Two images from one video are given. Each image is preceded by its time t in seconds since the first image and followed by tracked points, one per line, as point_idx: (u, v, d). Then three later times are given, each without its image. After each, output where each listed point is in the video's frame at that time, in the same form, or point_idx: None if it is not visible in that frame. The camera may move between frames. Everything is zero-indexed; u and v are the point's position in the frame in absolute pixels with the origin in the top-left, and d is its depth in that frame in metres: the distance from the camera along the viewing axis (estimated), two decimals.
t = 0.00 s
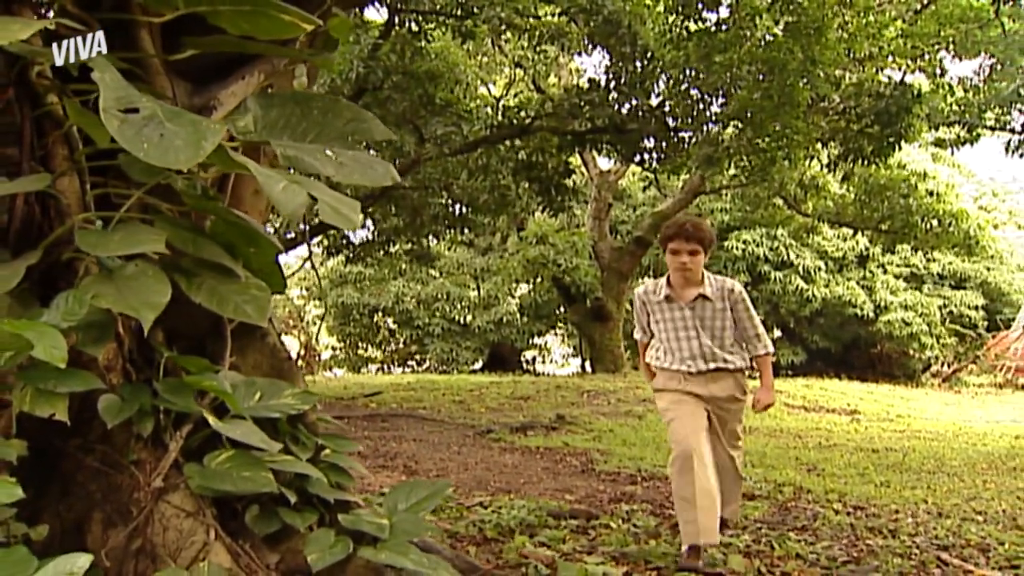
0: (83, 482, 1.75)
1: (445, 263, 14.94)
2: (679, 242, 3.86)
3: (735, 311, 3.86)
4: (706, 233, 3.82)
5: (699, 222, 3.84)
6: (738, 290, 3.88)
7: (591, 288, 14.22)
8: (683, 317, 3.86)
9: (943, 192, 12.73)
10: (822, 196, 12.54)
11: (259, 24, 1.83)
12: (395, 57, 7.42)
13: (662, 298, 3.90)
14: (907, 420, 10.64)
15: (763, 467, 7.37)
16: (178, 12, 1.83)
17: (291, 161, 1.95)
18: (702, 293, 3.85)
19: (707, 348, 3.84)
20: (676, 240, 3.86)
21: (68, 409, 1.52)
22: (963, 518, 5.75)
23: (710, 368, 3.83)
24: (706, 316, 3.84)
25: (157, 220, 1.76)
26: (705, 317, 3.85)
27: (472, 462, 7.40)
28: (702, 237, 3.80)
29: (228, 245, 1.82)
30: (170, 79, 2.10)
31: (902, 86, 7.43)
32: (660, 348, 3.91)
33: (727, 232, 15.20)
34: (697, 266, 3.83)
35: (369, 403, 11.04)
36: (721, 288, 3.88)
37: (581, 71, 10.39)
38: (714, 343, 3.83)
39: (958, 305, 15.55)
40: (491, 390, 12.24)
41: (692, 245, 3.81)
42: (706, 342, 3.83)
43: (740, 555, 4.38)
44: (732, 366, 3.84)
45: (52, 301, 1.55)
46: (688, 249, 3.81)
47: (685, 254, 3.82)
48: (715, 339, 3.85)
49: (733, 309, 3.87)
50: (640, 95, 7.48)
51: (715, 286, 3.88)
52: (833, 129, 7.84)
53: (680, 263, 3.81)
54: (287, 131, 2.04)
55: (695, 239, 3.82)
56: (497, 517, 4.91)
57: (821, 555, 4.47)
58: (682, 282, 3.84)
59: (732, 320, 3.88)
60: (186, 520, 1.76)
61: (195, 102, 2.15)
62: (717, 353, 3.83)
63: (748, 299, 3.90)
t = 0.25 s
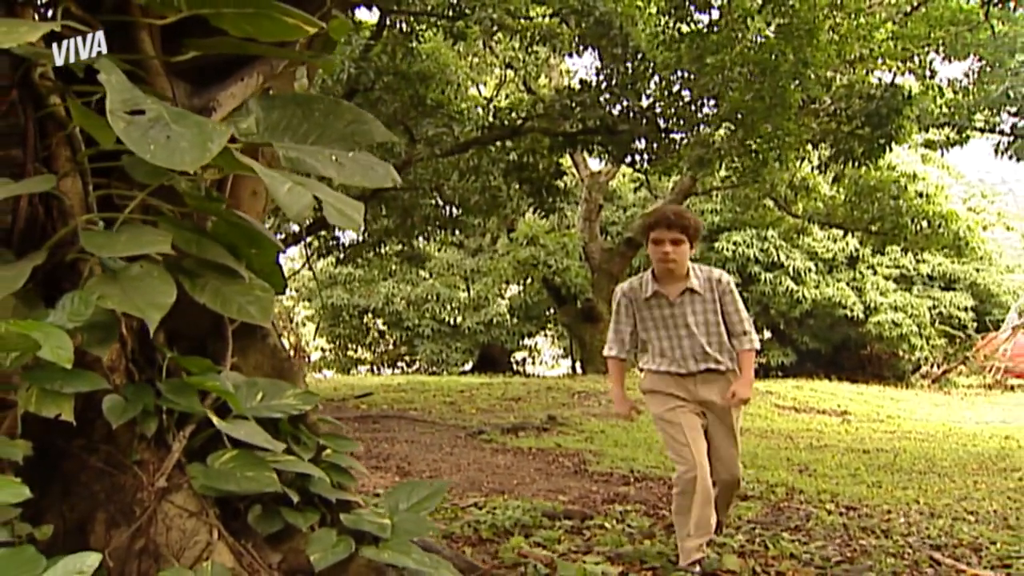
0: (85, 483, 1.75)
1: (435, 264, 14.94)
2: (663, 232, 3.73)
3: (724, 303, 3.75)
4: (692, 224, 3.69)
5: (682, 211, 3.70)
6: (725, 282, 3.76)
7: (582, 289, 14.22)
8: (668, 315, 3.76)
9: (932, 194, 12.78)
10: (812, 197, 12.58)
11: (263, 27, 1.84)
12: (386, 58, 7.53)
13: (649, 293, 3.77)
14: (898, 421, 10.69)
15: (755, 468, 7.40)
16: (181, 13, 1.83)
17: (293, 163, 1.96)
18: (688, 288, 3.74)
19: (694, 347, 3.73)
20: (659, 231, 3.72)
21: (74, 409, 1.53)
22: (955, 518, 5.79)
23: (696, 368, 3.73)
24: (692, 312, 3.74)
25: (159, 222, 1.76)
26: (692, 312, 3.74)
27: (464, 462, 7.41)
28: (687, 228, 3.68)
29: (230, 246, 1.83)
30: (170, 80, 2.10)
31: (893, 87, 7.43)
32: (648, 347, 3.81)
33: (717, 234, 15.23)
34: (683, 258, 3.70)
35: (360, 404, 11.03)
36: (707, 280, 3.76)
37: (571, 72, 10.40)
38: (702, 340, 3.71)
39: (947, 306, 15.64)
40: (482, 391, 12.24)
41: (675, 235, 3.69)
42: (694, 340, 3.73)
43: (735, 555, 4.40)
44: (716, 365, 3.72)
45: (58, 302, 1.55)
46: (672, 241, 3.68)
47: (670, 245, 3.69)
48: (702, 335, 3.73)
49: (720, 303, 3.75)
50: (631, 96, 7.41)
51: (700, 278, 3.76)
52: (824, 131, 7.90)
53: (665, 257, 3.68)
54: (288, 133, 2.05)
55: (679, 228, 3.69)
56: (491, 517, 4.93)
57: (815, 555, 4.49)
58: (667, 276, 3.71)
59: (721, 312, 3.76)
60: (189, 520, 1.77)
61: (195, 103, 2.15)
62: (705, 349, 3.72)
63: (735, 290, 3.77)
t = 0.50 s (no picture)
0: (90, 484, 1.76)
1: (425, 267, 14.95)
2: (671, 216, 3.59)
3: (725, 294, 3.63)
4: (703, 209, 3.56)
5: (696, 193, 3.56)
6: (730, 274, 3.64)
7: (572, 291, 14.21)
8: (667, 302, 3.60)
9: (922, 197, 12.85)
10: (802, 200, 12.63)
11: (269, 30, 1.85)
12: (378, 60, 7.56)
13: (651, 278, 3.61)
14: (888, 423, 10.74)
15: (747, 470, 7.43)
16: (186, 17, 1.84)
17: (296, 166, 1.98)
18: (691, 276, 3.59)
19: (688, 338, 3.59)
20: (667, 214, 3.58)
21: (82, 410, 1.54)
22: (946, 519, 5.83)
23: (686, 360, 3.59)
24: (694, 301, 3.58)
25: (163, 224, 1.77)
26: (693, 302, 3.59)
27: (457, 465, 7.43)
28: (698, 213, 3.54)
29: (233, 247, 1.84)
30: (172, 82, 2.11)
31: (884, 91, 7.42)
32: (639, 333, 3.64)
33: (707, 237, 15.26)
34: (690, 245, 3.57)
35: (350, 407, 11.00)
36: (711, 270, 3.63)
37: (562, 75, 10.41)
38: (700, 332, 3.58)
39: (937, 309, 15.73)
40: (472, 393, 12.24)
41: (686, 219, 3.55)
42: (690, 331, 3.58)
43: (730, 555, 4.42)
44: (710, 357, 3.59)
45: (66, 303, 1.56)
46: (683, 224, 3.54)
47: (679, 229, 3.54)
48: (698, 327, 3.59)
49: (723, 296, 3.63)
50: (622, 98, 7.64)
51: (705, 267, 3.62)
52: (814, 134, 7.92)
53: (673, 242, 3.53)
54: (291, 136, 2.07)
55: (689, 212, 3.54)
56: (486, 519, 4.94)
57: (809, 556, 4.52)
58: (673, 261, 3.57)
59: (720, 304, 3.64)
60: (194, 520, 1.78)
61: (196, 105, 2.16)
62: (700, 340, 3.59)
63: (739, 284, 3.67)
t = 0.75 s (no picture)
0: (96, 484, 1.77)
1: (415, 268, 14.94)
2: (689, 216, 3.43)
3: (741, 302, 3.45)
4: (723, 210, 3.41)
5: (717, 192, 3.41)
6: (748, 281, 3.46)
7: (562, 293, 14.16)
8: (678, 306, 3.44)
9: (912, 198, 12.90)
10: (792, 201, 12.65)
11: (272, 34, 1.86)
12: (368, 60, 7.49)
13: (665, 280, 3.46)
14: (878, 425, 10.78)
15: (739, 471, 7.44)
16: (191, 19, 1.85)
17: (301, 168, 1.99)
18: (705, 279, 3.43)
19: (696, 346, 3.41)
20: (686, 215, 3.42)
21: (91, 410, 1.54)
22: (940, 520, 5.86)
23: (693, 369, 3.41)
24: (705, 306, 3.42)
25: (169, 225, 1.77)
26: (705, 307, 3.42)
27: (450, 467, 7.44)
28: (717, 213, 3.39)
29: (238, 249, 1.84)
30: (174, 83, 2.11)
31: (875, 92, 7.43)
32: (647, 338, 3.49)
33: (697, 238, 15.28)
34: (707, 246, 3.41)
35: (340, 409, 10.97)
36: (729, 274, 3.45)
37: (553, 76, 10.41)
38: (709, 338, 3.40)
39: (927, 310, 15.80)
40: (463, 395, 12.23)
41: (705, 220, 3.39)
42: (699, 337, 3.41)
43: (725, 556, 4.44)
44: (720, 367, 3.39)
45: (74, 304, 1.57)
46: (700, 224, 3.39)
47: (696, 229, 3.40)
48: (708, 335, 3.41)
49: (737, 304, 3.45)
50: (614, 99, 7.56)
51: (722, 271, 3.45)
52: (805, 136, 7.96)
53: (689, 242, 3.38)
54: (295, 138, 2.08)
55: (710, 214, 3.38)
56: (482, 520, 4.95)
57: (803, 556, 4.55)
58: (688, 262, 3.41)
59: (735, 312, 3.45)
60: (199, 520, 1.78)
61: (197, 107, 2.16)
62: (709, 348, 3.40)
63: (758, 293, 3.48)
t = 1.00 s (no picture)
0: (102, 485, 1.77)
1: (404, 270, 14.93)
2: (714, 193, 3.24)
3: (777, 289, 3.20)
4: (753, 189, 3.21)
5: (746, 169, 3.22)
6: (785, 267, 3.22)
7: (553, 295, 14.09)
8: (709, 294, 3.22)
9: (902, 201, 12.93)
10: (783, 204, 12.66)
11: (278, 37, 1.87)
12: (360, 62, 7.41)
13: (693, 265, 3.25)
14: (869, 427, 10.81)
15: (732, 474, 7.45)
16: (197, 21, 1.85)
17: (306, 170, 2.00)
18: (736, 264, 3.21)
19: (728, 337, 3.17)
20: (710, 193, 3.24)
21: (100, 411, 1.55)
22: (933, 522, 5.89)
23: (724, 363, 3.17)
24: (736, 294, 3.20)
25: (177, 227, 1.77)
26: (738, 295, 3.20)
27: (444, 469, 7.46)
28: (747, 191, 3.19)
29: (245, 251, 1.85)
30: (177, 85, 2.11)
31: (867, 95, 7.41)
32: (674, 330, 3.28)
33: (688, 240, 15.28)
34: (737, 228, 3.20)
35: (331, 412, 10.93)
36: (763, 259, 3.23)
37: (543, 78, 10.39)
38: (742, 328, 3.16)
39: (916, 313, 15.87)
40: (453, 397, 12.20)
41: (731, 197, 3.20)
42: (731, 328, 3.17)
43: (721, 556, 4.47)
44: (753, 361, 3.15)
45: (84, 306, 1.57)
46: (729, 203, 3.19)
47: (725, 209, 3.20)
48: (740, 325, 3.17)
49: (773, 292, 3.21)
50: (604, 101, 7.67)
51: (755, 256, 3.23)
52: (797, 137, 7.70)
53: (717, 222, 3.19)
54: (299, 141, 2.09)
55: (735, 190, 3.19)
56: (478, 522, 4.97)
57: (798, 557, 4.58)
58: (716, 243, 3.20)
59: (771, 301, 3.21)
60: (206, 521, 1.79)
61: (200, 108, 2.17)
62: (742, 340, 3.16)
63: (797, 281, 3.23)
